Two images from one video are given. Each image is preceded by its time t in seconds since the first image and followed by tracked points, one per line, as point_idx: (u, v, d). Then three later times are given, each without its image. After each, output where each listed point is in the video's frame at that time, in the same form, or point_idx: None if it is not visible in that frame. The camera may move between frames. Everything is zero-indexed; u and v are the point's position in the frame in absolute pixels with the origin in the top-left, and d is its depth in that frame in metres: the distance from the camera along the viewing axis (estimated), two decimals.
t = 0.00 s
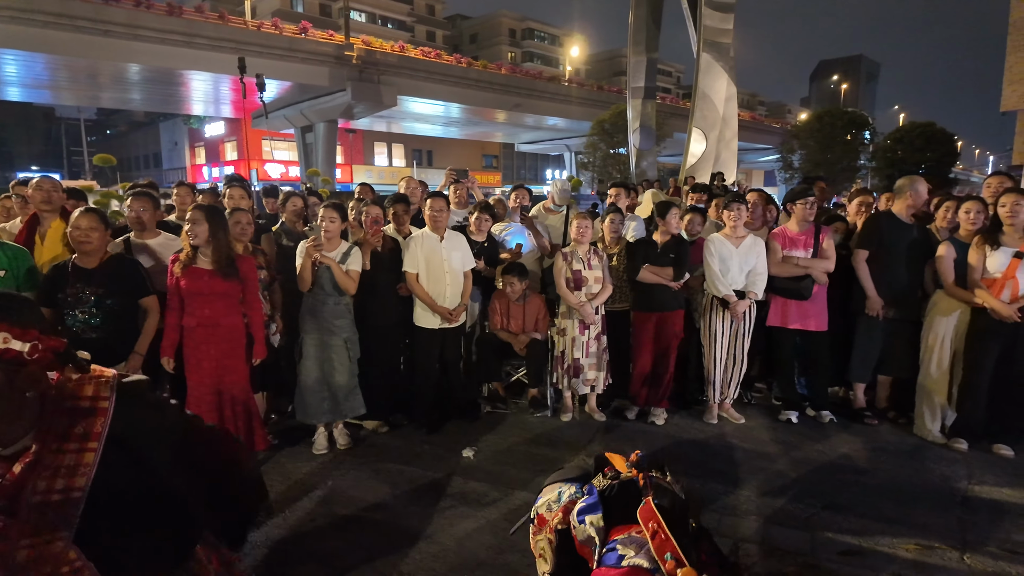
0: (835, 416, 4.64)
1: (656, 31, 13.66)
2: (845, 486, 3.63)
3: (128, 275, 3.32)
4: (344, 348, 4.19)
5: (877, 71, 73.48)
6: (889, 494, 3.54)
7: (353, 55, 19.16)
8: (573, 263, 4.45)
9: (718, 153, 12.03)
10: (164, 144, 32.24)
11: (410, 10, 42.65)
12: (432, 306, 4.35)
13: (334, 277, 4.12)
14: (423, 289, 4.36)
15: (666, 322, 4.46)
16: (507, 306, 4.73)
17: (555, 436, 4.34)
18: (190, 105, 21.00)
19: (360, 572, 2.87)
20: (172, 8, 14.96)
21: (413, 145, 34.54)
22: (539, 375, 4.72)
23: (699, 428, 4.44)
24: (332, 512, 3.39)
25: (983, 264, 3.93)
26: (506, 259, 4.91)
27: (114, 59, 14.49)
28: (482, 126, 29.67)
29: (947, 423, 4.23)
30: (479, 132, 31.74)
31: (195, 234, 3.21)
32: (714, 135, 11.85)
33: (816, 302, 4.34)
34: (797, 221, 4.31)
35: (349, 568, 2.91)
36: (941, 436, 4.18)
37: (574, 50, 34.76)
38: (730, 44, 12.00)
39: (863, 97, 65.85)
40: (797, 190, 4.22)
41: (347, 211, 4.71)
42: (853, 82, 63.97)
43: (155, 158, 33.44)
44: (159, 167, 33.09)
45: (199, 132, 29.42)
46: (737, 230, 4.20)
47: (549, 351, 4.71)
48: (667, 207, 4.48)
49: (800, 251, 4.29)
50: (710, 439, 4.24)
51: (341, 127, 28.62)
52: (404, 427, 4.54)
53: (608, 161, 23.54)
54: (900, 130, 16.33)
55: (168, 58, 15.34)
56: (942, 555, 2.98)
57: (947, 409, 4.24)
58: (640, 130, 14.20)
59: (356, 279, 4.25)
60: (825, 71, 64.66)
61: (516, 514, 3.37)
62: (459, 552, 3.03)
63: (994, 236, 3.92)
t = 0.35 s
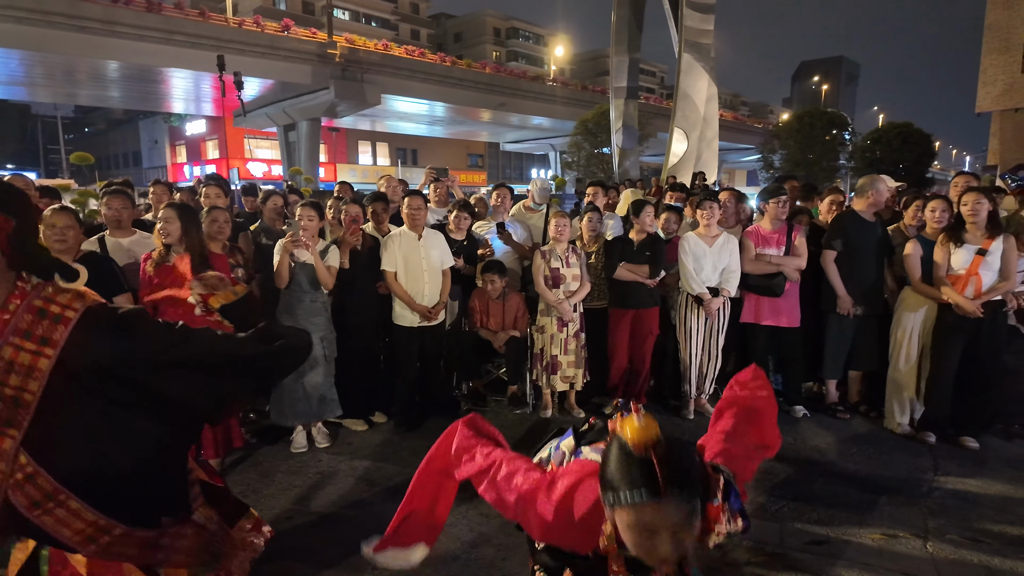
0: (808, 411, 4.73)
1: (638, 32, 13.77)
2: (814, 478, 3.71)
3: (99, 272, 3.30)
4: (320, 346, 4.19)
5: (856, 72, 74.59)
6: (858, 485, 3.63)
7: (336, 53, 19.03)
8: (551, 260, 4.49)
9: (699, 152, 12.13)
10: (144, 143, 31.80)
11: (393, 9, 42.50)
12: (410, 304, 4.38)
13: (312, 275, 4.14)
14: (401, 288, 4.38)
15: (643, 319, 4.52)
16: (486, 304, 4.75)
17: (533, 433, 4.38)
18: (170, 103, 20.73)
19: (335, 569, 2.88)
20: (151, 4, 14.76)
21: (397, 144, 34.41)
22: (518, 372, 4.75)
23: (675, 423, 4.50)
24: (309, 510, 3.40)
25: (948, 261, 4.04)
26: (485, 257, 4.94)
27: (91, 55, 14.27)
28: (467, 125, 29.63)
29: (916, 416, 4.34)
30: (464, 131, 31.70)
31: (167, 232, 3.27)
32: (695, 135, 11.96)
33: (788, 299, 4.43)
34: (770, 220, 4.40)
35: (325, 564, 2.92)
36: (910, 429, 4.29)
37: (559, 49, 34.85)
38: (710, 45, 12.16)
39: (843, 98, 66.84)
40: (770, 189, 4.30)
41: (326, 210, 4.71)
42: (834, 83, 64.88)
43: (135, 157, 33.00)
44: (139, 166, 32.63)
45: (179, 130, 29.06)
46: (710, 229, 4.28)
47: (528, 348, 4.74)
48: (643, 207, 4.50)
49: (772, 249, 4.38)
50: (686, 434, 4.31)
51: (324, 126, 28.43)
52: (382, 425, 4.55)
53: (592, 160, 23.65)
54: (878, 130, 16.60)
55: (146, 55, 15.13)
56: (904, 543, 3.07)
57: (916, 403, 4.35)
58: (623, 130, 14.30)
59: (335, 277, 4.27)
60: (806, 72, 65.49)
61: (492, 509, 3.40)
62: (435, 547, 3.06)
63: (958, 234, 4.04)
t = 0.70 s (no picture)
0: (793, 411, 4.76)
1: (626, 32, 13.81)
2: (797, 477, 3.73)
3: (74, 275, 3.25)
4: (303, 348, 4.17)
5: (842, 74, 75.40)
6: (840, 484, 3.66)
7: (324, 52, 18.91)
8: (535, 261, 4.49)
9: (687, 153, 12.17)
10: (130, 142, 31.47)
11: (382, 8, 42.38)
12: (395, 305, 4.36)
13: (295, 275, 4.12)
14: (386, 289, 4.37)
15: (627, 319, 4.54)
16: (472, 305, 4.74)
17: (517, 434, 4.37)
18: (156, 102, 20.50)
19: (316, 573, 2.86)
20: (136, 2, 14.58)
21: (386, 144, 34.30)
22: (504, 372, 4.75)
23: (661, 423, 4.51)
24: (290, 514, 3.37)
25: (928, 261, 4.08)
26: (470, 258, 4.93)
27: (74, 53, 14.08)
28: (456, 125, 29.57)
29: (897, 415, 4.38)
30: (453, 130, 31.64)
31: (143, 234, 3.17)
32: (683, 135, 11.99)
33: (771, 299, 4.47)
34: (753, 220, 4.42)
35: (306, 568, 2.90)
36: (892, 427, 4.34)
37: (548, 49, 34.87)
38: (697, 46, 12.24)
39: (829, 98, 67.52)
40: (752, 190, 4.32)
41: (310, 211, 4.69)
42: (821, 84, 65.45)
43: (120, 156, 32.62)
44: (125, 164, 32.28)
45: (165, 129, 28.78)
46: (693, 230, 4.29)
47: (513, 349, 4.72)
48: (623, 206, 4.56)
49: (755, 249, 4.41)
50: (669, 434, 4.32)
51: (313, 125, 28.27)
52: (367, 427, 4.53)
53: (580, 160, 23.69)
54: (864, 131, 16.76)
55: (131, 53, 14.95)
56: (885, 542, 3.08)
57: (898, 401, 4.39)
58: (611, 130, 14.33)
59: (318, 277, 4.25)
60: (793, 72, 66.04)
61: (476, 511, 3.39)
62: (418, 551, 3.04)
63: (936, 234, 4.08)
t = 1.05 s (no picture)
0: (787, 414, 4.75)
1: (620, 32, 13.80)
2: (789, 483, 3.70)
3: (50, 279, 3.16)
4: (290, 352, 4.11)
5: (836, 75, 75.76)
6: (834, 489, 3.63)
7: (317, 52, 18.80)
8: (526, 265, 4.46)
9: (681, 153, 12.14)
10: (122, 142, 31.26)
11: (377, 7, 42.31)
12: (384, 308, 4.30)
13: (283, 279, 4.06)
14: (377, 292, 4.31)
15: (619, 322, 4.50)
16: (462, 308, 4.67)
17: (508, 438, 4.33)
18: (148, 101, 20.35)
19: None
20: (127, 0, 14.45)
21: (381, 143, 34.22)
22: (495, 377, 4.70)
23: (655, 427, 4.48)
24: (276, 523, 3.31)
25: (921, 264, 4.06)
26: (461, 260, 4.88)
27: (65, 52, 13.96)
28: (450, 125, 29.49)
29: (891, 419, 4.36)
30: (448, 130, 31.56)
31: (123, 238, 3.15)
32: (677, 136, 11.97)
33: (763, 301, 4.47)
34: (745, 223, 4.38)
35: None
36: (885, 431, 4.31)
37: (544, 49, 34.83)
38: (691, 46, 12.22)
39: (822, 98, 67.86)
40: (745, 192, 4.31)
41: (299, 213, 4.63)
42: (815, 84, 65.76)
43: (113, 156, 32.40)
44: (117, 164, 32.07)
45: (158, 129, 28.60)
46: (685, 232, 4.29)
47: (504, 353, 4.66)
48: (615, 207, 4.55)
49: (747, 251, 4.38)
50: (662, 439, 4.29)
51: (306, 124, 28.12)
52: (356, 432, 4.47)
53: (575, 160, 23.65)
54: (857, 132, 16.78)
55: (122, 52, 14.83)
56: (878, 549, 3.05)
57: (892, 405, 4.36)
58: (605, 130, 14.29)
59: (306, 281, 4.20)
60: (787, 73, 66.33)
61: (466, 519, 3.35)
62: (405, 560, 2.99)
63: (930, 237, 4.05)
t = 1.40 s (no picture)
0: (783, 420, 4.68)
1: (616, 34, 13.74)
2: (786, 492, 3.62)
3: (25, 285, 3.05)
4: (278, 358, 4.01)
5: (832, 77, 76.13)
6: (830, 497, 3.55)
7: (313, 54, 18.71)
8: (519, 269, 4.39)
9: (676, 155, 12.09)
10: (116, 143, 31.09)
11: (373, 9, 42.25)
12: (375, 314, 4.20)
13: (271, 285, 3.98)
14: (367, 297, 4.21)
15: (613, 327, 4.42)
16: (452, 313, 4.58)
17: (499, 446, 4.25)
18: (142, 103, 20.21)
19: None
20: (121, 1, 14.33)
21: (376, 145, 34.14)
22: (486, 383, 4.60)
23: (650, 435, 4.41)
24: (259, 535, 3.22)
25: (919, 268, 3.99)
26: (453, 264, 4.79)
27: (58, 53, 13.84)
28: (446, 127, 29.43)
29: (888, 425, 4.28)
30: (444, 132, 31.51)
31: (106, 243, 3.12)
32: (672, 138, 11.91)
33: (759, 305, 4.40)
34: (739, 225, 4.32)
35: None
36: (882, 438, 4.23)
37: (540, 52, 34.78)
38: (687, 48, 12.19)
39: (818, 101, 68.07)
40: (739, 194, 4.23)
41: (285, 216, 4.53)
42: (810, 86, 65.97)
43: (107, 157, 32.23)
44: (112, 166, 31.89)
45: (152, 130, 28.44)
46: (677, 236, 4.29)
47: (494, 359, 4.58)
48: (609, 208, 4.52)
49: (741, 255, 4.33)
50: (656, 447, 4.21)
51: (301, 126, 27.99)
52: (344, 439, 4.38)
53: (571, 162, 23.61)
54: (853, 133, 16.75)
55: (116, 54, 14.71)
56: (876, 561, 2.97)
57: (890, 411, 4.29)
58: (601, 132, 14.24)
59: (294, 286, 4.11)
60: (782, 75, 66.52)
61: (453, 531, 3.26)
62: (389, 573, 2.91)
63: (927, 241, 4.00)
